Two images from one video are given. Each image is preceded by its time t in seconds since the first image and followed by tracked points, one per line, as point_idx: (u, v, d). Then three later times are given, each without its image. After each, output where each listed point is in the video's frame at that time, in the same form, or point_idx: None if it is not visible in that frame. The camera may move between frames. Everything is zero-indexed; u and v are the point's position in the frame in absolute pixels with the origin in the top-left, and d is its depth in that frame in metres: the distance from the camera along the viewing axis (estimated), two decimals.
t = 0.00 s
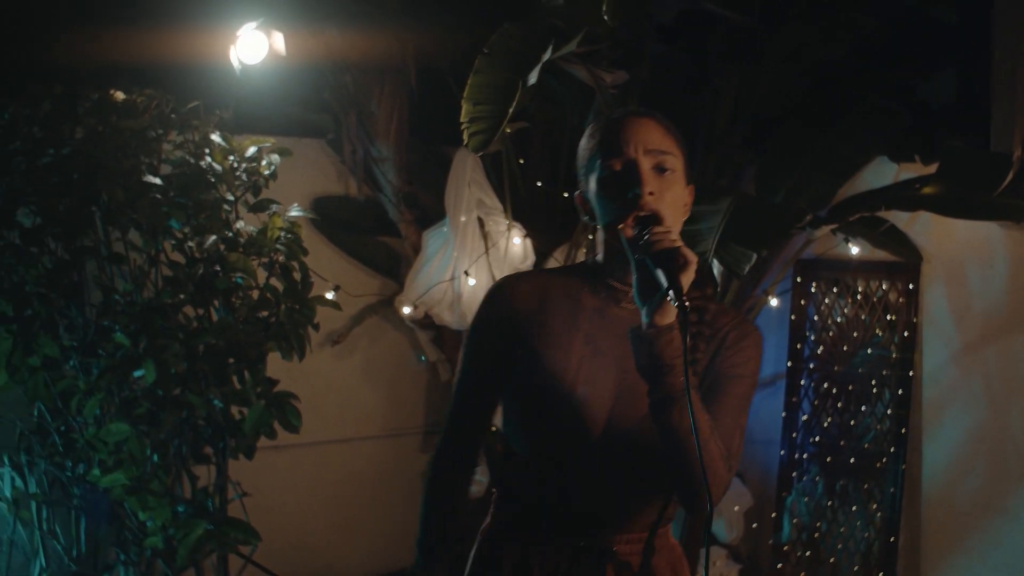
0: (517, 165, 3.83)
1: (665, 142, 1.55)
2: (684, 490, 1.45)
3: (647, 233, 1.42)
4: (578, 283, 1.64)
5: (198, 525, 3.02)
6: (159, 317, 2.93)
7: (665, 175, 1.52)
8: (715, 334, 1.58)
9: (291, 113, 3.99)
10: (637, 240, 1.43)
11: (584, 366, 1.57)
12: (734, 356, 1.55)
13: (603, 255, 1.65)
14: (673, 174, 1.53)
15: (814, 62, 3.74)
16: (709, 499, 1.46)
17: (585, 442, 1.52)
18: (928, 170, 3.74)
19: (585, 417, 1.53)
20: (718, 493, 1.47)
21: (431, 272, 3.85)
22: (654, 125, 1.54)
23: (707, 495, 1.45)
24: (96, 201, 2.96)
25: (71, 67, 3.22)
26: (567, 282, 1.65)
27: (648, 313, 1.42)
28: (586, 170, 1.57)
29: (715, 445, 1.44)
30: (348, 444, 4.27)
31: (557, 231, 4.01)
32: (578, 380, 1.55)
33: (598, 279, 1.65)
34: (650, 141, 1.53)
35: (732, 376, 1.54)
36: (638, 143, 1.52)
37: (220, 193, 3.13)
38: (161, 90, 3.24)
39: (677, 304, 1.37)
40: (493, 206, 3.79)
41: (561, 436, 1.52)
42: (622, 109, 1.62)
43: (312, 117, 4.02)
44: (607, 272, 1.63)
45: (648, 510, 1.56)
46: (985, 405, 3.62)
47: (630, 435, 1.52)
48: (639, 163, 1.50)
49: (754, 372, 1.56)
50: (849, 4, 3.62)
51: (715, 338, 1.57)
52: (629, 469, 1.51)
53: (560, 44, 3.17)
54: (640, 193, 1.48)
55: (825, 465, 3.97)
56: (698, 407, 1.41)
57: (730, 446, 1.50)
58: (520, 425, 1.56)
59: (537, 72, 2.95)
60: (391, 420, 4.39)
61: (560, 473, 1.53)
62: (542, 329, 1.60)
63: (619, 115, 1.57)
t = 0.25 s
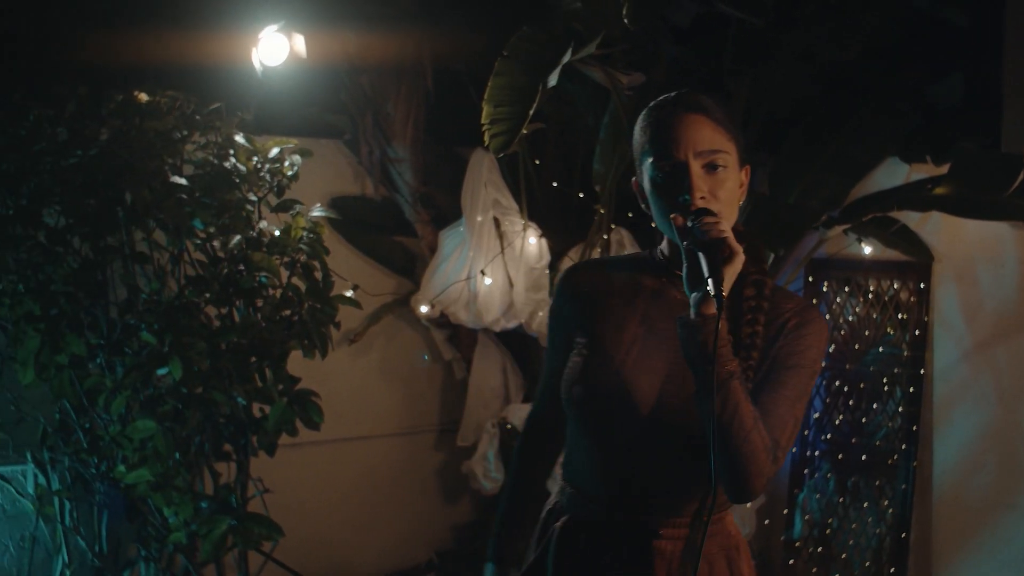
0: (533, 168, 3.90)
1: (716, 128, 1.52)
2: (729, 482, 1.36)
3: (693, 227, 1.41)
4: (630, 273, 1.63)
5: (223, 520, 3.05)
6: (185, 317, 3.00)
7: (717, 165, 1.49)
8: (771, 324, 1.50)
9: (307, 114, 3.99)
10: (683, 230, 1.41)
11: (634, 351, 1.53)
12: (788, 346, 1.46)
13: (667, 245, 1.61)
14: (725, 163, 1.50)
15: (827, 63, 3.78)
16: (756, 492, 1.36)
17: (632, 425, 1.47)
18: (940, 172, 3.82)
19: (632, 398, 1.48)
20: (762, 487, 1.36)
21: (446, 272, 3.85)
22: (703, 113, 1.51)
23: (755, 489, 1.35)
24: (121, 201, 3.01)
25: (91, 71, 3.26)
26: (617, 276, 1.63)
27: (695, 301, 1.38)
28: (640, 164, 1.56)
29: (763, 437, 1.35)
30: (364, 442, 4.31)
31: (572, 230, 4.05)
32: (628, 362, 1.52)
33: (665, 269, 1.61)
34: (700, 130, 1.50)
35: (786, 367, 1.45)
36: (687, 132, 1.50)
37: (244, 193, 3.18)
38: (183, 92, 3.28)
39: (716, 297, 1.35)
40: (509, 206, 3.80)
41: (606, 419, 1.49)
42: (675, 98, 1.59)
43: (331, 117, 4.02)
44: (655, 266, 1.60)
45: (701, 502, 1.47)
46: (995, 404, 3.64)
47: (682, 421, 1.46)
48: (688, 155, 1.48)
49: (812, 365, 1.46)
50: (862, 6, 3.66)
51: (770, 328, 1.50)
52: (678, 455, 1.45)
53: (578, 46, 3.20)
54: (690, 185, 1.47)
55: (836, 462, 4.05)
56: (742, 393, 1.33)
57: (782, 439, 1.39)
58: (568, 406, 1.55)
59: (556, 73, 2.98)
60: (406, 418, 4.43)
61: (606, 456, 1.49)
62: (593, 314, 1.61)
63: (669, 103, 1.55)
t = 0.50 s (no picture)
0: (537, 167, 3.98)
1: (738, 152, 1.55)
2: (749, 493, 1.35)
3: (703, 236, 1.43)
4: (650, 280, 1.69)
5: (231, 513, 3.09)
6: (195, 313, 3.04)
7: (734, 184, 1.51)
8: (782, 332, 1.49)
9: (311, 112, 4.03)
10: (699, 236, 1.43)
11: (653, 366, 1.54)
12: (801, 353, 1.44)
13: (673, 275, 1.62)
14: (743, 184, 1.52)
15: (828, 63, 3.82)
16: (777, 500, 1.34)
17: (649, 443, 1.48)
18: (940, 170, 3.83)
19: (650, 416, 1.49)
20: (782, 495, 1.35)
21: (450, 269, 3.88)
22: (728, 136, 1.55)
23: (772, 495, 1.33)
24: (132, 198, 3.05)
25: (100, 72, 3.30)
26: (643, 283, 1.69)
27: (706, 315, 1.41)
28: (658, 179, 1.59)
29: (781, 444, 1.33)
30: (369, 438, 4.35)
31: (574, 228, 4.09)
32: (647, 379, 1.53)
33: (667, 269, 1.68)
34: (722, 150, 1.53)
35: (800, 375, 1.42)
36: (709, 151, 1.53)
37: (253, 190, 3.22)
38: (192, 92, 3.32)
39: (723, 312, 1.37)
40: (512, 204, 3.83)
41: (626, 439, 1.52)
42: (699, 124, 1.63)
43: (334, 116, 4.07)
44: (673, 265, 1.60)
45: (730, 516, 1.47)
46: (993, 398, 3.70)
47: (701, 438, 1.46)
48: (708, 170, 1.50)
49: (825, 371, 1.43)
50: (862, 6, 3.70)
51: (783, 334, 1.48)
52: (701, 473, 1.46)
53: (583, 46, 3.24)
54: (706, 199, 1.49)
55: (834, 456, 4.10)
56: (758, 401, 1.33)
57: (801, 447, 1.36)
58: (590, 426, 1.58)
59: (562, 72, 3.03)
60: (410, 415, 4.47)
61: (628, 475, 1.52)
62: (613, 332, 1.64)
63: (694, 126, 1.58)
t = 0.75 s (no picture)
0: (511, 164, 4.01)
1: (698, 127, 1.63)
2: (727, 442, 1.44)
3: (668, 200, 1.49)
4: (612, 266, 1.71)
5: (210, 508, 3.12)
6: (173, 309, 3.06)
7: (693, 157, 1.59)
8: (738, 296, 1.60)
9: (288, 110, 4.05)
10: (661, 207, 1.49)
11: (624, 338, 1.59)
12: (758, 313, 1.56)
13: (628, 241, 1.69)
14: (700, 157, 1.61)
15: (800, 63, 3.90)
16: (753, 449, 1.44)
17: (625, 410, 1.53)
18: (907, 169, 3.98)
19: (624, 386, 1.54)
20: (757, 444, 1.45)
21: (426, 267, 3.97)
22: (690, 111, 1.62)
23: (750, 441, 1.43)
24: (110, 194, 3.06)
25: (77, 69, 3.30)
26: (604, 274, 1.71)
27: (676, 278, 1.45)
28: (620, 149, 1.65)
29: (754, 395, 1.43)
30: (346, 434, 4.39)
31: (549, 226, 4.12)
32: (618, 352, 1.58)
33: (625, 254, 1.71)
34: (684, 124, 1.60)
35: (758, 334, 1.55)
36: (672, 123, 1.60)
37: (232, 187, 3.25)
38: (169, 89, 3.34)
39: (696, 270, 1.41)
40: (488, 201, 3.91)
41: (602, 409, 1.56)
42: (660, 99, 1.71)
43: (311, 114, 4.10)
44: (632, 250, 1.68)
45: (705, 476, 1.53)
46: (961, 393, 3.82)
47: (673, 404, 1.51)
48: (671, 142, 1.58)
49: (780, 329, 1.56)
50: (832, 8, 3.78)
51: (740, 293, 1.60)
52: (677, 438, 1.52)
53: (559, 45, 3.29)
54: (667, 169, 1.57)
55: (805, 451, 4.15)
56: (729, 356, 1.41)
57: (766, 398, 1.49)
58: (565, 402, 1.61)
59: (537, 72, 3.07)
60: (387, 411, 4.51)
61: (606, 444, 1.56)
62: (583, 312, 1.67)
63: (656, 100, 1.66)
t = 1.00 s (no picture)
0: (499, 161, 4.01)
1: (663, 123, 1.67)
2: (703, 415, 1.52)
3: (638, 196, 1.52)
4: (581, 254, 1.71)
5: (202, 502, 3.14)
6: (166, 304, 3.08)
7: (658, 149, 1.63)
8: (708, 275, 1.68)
9: (280, 108, 4.08)
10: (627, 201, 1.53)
11: (601, 321, 1.62)
12: (726, 290, 1.65)
13: (594, 227, 1.72)
14: (665, 149, 1.64)
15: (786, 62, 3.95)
16: (726, 421, 1.54)
17: (607, 392, 1.58)
18: (893, 166, 3.96)
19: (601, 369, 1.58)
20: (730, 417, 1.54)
21: (416, 263, 4.00)
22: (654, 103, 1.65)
23: (722, 413, 1.52)
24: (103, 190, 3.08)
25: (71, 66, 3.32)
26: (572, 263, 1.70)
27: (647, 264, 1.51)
28: (587, 142, 1.68)
29: (725, 370, 1.52)
30: (337, 430, 4.42)
31: (537, 223, 4.16)
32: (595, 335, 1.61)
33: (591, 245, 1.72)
34: (649, 116, 1.63)
35: (726, 310, 1.64)
36: (638, 116, 1.63)
37: (223, 184, 3.27)
38: (162, 87, 3.37)
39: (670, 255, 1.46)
40: (477, 199, 3.95)
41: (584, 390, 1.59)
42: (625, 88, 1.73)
43: (303, 112, 4.13)
44: (603, 242, 1.71)
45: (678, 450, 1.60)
46: (947, 389, 3.85)
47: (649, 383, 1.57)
48: (636, 135, 1.61)
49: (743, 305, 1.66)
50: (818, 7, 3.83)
51: (705, 277, 1.67)
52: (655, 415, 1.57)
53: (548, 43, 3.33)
54: (634, 163, 1.60)
55: (793, 447, 4.13)
56: (703, 337, 1.48)
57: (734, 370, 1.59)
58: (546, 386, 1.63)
59: (527, 69, 3.11)
60: (378, 407, 4.54)
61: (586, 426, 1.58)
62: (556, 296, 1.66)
63: (621, 91, 1.68)
